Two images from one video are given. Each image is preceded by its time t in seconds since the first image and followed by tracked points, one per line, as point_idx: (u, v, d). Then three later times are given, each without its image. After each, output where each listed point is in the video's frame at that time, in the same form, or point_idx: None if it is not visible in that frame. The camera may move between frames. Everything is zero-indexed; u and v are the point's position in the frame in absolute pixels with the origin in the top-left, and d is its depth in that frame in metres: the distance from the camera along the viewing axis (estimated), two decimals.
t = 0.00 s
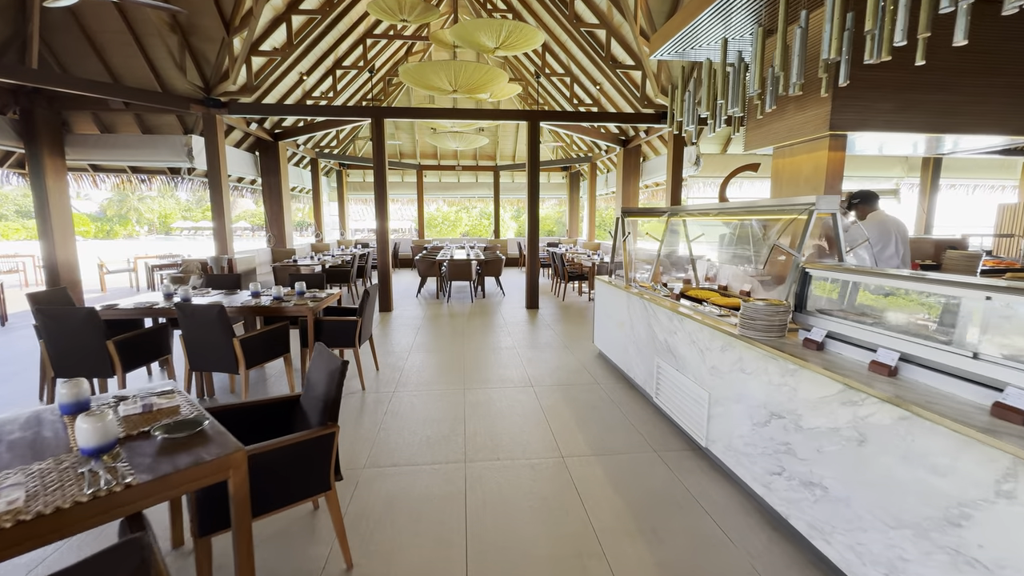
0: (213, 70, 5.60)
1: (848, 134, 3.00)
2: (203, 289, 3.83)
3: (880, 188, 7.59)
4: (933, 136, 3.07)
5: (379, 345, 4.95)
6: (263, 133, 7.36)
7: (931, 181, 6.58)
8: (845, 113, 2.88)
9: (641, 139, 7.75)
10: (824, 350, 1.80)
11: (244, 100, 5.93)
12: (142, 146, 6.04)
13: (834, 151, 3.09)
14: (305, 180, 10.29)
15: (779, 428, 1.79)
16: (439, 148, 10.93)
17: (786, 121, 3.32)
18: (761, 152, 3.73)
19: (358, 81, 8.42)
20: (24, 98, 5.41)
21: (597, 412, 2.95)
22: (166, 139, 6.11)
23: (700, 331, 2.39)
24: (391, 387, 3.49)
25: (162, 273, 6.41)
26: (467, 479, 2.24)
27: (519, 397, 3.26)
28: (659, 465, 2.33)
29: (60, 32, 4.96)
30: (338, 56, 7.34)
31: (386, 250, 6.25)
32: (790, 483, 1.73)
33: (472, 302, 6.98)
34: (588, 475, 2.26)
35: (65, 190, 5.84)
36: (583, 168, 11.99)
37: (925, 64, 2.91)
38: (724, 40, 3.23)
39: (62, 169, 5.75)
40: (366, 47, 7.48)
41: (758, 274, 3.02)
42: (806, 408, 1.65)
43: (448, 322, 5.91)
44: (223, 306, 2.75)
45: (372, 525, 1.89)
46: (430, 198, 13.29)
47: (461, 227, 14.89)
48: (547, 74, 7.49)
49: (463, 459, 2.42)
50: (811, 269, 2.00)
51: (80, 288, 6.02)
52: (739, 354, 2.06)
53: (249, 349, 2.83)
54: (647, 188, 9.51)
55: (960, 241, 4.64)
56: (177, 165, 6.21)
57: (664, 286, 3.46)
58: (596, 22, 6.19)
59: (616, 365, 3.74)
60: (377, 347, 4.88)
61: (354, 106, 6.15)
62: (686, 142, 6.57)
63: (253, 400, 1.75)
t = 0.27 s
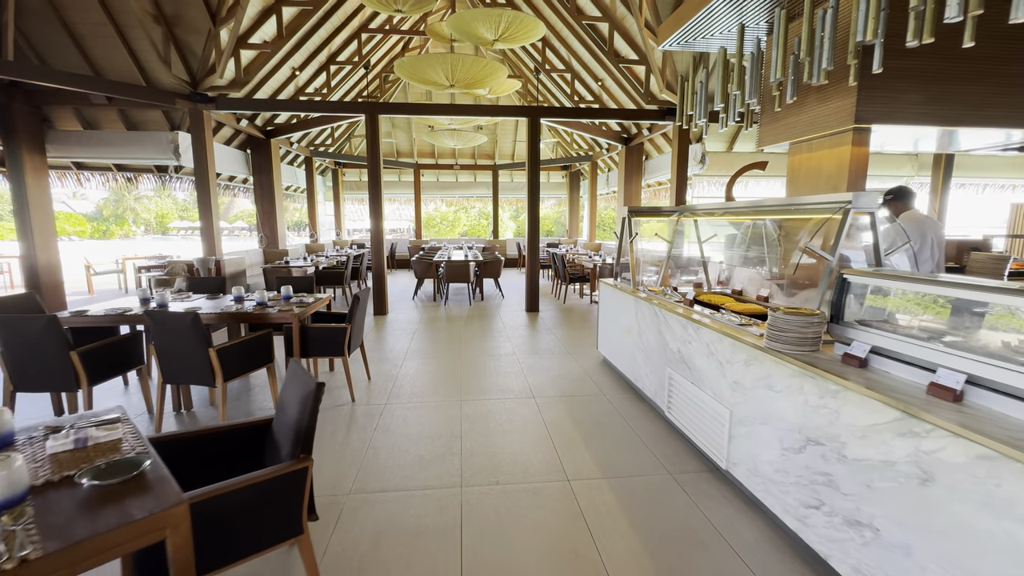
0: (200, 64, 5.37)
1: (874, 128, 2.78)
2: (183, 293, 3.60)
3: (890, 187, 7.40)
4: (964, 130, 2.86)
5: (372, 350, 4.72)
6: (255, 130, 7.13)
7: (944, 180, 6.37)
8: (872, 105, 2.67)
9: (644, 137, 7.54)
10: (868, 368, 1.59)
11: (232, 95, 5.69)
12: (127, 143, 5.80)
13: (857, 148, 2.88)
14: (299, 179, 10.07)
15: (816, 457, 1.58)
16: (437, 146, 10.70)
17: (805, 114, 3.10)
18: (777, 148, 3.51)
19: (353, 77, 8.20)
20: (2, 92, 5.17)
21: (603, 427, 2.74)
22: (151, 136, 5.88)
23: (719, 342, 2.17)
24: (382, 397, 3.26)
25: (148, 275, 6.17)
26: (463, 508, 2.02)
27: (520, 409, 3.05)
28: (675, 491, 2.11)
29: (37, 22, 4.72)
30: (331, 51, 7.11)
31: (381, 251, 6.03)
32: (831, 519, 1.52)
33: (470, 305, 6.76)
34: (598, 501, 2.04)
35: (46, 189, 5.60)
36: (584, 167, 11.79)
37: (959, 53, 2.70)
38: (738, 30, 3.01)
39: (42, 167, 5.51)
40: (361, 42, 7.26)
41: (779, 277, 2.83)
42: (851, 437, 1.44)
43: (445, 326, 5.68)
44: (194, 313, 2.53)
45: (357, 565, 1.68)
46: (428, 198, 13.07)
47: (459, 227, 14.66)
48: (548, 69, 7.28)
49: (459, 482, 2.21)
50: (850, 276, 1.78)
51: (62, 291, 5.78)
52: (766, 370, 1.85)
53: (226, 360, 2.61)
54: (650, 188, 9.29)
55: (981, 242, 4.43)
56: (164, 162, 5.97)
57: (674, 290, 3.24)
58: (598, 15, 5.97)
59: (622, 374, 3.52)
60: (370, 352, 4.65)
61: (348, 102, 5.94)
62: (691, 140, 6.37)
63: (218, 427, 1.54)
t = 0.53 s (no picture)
0: (185, 56, 5.13)
1: (905, 120, 2.56)
2: (159, 297, 3.36)
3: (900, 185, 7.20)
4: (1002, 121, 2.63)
5: (363, 356, 4.47)
6: (245, 126, 6.89)
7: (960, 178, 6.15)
8: (905, 93, 2.45)
9: (647, 133, 7.32)
10: (926, 390, 1.36)
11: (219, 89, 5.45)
12: (110, 139, 5.56)
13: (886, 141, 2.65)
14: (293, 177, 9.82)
15: (868, 494, 1.35)
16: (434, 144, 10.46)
17: (828, 105, 2.88)
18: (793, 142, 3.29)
19: (347, 71, 7.96)
20: None
21: (612, 444, 2.52)
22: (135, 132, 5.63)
23: (745, 355, 1.94)
24: (371, 409, 3.03)
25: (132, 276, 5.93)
26: (457, 541, 1.79)
27: (521, 423, 2.82)
28: (695, 520, 1.88)
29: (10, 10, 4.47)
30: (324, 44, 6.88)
31: (375, 251, 5.80)
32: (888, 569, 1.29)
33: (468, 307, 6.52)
34: (609, 534, 1.82)
35: (24, 187, 5.34)
36: (584, 166, 11.56)
37: (998, 36, 2.48)
38: (755, 14, 2.79)
39: (20, 163, 5.27)
40: (356, 35, 7.02)
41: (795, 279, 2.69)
42: (914, 474, 1.22)
43: (441, 330, 5.44)
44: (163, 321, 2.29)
45: None
46: (425, 197, 12.83)
47: (458, 226, 14.43)
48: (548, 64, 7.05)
49: (454, 510, 1.98)
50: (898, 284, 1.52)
51: (41, 293, 5.53)
52: (803, 389, 1.62)
53: (200, 373, 2.38)
54: (653, 186, 9.06)
55: (1006, 242, 4.21)
56: (148, 159, 5.72)
57: (686, 294, 3.01)
58: (601, 6, 5.75)
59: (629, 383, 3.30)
60: (361, 357, 4.41)
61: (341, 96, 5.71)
62: (697, 136, 6.16)
63: (169, 461, 1.31)
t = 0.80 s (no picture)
0: (169, 47, 4.90)
1: (943, 110, 2.34)
2: (133, 303, 3.13)
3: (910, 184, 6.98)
4: None
5: (354, 362, 4.24)
6: (235, 123, 6.66)
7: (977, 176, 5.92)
8: (946, 81, 2.23)
9: (652, 130, 7.09)
10: (1011, 425, 1.14)
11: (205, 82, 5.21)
12: (91, 134, 5.32)
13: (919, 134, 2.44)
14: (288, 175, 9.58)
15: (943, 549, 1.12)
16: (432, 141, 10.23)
17: (857, 93, 2.66)
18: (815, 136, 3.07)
19: (342, 66, 7.73)
20: None
21: (624, 467, 2.29)
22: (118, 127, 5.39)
23: (778, 374, 1.71)
24: (361, 423, 2.81)
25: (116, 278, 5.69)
26: None
27: (524, 440, 2.60)
28: (722, 561, 1.66)
29: None
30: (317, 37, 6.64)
31: (370, 252, 5.57)
32: None
33: (466, 310, 6.30)
34: None
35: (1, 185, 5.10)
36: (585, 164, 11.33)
37: None
38: None
39: None
40: (351, 28, 6.79)
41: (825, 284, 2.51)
42: (1007, 532, 1.00)
43: (438, 334, 5.20)
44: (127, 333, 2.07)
45: None
46: (423, 196, 12.60)
47: (457, 226, 14.19)
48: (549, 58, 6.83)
49: (449, 548, 1.76)
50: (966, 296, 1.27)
51: (20, 295, 5.29)
52: (853, 418, 1.39)
53: (169, 389, 2.15)
54: (656, 185, 8.84)
55: None
56: (132, 156, 5.49)
57: (700, 299, 2.79)
58: None
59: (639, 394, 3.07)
60: (352, 364, 4.17)
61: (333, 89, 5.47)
62: (704, 132, 5.92)
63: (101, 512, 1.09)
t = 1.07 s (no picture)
0: (153, 37, 4.66)
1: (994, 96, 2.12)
2: (105, 307, 2.91)
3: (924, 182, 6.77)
4: None
5: (346, 368, 4.00)
6: (226, 117, 6.42)
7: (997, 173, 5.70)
8: (1001, 62, 2.00)
9: (657, 125, 6.87)
10: None
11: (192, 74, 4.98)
12: (73, 129, 5.08)
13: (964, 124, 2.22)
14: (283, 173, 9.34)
15: None
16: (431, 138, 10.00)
17: (898, 80, 2.41)
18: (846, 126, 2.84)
19: (337, 60, 7.49)
20: None
21: (641, 494, 2.07)
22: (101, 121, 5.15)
23: (823, 395, 1.49)
24: (351, 440, 2.58)
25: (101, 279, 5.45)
26: None
27: (528, 461, 2.37)
28: None
29: None
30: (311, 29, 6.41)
31: (365, 252, 5.35)
32: None
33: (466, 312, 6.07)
34: None
35: None
36: (587, 162, 11.11)
37: None
38: None
39: None
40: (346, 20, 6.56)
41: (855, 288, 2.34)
42: None
43: (435, 337, 4.97)
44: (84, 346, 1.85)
45: None
46: (421, 194, 12.36)
47: (456, 225, 13.97)
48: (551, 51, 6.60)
49: None
50: None
51: None
52: (925, 454, 1.17)
53: (130, 405, 1.94)
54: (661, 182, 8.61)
55: None
56: (116, 151, 5.25)
57: (720, 304, 2.56)
58: None
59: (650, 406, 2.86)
60: (344, 370, 3.94)
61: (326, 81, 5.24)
62: (713, 127, 5.70)
63: None
